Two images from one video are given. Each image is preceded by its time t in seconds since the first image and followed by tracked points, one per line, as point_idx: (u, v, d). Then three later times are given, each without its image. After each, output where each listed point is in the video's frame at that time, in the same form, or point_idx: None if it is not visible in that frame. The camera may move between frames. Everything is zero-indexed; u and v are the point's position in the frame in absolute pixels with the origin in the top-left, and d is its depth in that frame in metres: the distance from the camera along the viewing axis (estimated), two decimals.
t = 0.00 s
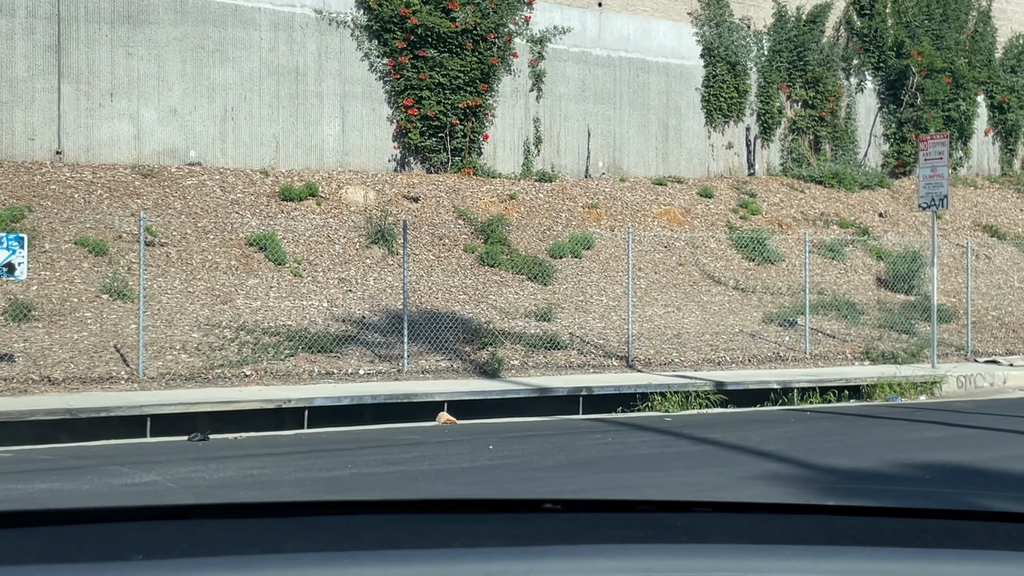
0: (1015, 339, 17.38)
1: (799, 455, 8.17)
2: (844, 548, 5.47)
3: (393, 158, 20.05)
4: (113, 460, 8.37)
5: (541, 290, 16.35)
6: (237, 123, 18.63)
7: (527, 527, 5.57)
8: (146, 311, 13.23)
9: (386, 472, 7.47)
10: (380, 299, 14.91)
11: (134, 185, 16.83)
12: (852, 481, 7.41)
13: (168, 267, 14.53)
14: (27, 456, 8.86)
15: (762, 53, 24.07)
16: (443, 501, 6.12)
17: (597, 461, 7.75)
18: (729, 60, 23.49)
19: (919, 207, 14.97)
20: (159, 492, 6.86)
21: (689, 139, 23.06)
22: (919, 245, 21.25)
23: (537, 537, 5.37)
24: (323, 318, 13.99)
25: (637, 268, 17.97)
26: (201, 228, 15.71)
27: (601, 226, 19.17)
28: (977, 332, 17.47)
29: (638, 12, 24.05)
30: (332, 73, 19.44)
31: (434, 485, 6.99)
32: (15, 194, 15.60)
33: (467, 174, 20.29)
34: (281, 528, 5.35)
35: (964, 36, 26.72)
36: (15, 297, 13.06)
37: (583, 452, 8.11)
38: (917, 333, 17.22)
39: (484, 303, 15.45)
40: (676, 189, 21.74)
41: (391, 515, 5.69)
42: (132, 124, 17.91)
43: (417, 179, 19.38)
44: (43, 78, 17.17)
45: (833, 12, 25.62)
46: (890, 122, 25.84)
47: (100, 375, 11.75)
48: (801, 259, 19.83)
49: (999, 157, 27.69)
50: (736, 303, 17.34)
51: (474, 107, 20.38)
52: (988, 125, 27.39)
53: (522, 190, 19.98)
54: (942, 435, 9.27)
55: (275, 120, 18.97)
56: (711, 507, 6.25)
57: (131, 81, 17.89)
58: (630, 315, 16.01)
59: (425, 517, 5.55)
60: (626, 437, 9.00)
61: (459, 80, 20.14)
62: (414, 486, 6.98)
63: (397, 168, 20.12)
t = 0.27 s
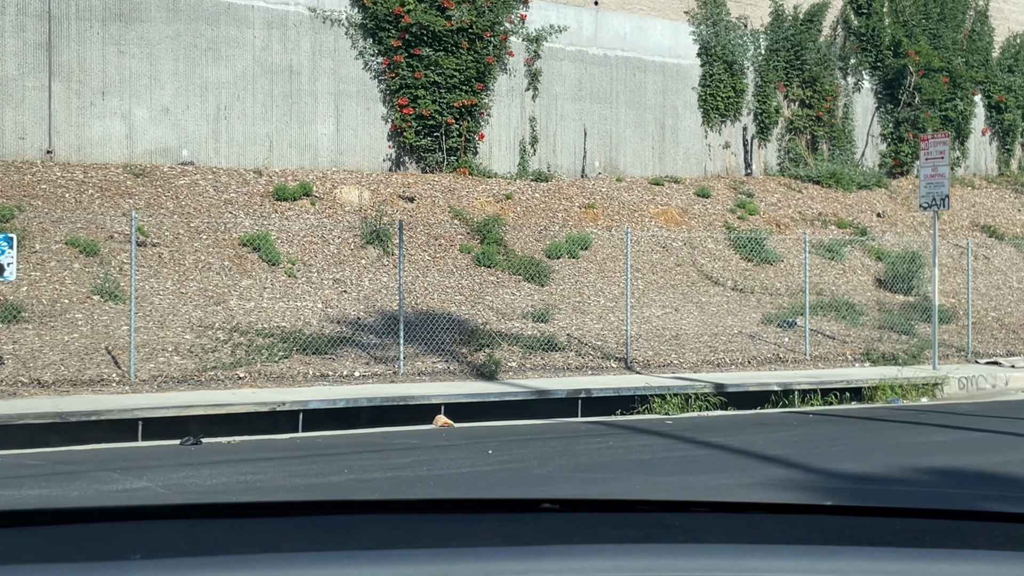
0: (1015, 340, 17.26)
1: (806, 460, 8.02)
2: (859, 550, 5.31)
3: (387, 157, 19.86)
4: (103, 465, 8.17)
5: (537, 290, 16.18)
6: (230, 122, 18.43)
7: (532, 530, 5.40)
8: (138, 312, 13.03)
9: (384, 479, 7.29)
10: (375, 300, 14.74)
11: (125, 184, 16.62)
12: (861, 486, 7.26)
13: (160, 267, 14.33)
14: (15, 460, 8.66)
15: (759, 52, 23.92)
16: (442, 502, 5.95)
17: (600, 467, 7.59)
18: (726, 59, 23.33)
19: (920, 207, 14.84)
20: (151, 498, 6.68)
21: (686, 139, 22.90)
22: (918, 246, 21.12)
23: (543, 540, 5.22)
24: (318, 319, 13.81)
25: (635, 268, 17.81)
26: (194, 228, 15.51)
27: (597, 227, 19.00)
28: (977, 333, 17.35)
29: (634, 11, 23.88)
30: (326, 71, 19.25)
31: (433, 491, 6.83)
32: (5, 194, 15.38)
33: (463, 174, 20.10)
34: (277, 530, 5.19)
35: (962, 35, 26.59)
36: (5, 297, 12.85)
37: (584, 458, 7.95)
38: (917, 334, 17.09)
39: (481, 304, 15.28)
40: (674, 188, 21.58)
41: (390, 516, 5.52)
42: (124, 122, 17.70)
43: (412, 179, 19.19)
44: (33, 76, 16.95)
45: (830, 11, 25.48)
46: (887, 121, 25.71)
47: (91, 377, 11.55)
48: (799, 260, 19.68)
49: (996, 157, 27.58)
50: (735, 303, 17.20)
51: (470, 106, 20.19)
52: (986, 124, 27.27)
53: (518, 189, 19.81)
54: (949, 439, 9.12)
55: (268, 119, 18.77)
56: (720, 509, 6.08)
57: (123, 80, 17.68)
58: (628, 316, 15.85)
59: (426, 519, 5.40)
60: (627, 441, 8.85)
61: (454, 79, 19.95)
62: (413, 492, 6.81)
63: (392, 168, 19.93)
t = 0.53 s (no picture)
0: (1015, 341, 17.15)
1: (811, 465, 7.90)
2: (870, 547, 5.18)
3: (383, 157, 19.71)
4: (94, 470, 8.02)
5: (534, 291, 16.05)
6: (224, 121, 18.27)
7: (534, 526, 5.26)
8: (131, 313, 12.88)
9: (382, 483, 7.16)
10: (371, 301, 14.59)
11: (119, 184, 16.46)
12: (869, 490, 7.14)
13: (153, 268, 14.18)
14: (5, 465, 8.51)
15: (756, 52, 23.82)
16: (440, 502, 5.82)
17: (601, 472, 7.45)
18: (723, 59, 23.22)
19: (921, 207, 14.73)
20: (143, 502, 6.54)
21: (683, 139, 22.79)
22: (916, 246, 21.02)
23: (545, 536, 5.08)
24: (313, 320, 13.66)
25: (633, 269, 17.68)
26: (188, 228, 15.36)
27: (595, 227, 18.88)
28: (977, 334, 17.24)
29: (631, 11, 23.77)
30: (321, 70, 19.10)
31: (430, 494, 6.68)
32: None
33: (460, 174, 19.96)
34: (273, 525, 5.04)
35: (959, 34, 26.51)
36: None
37: (585, 462, 7.81)
38: (917, 334, 16.97)
39: (478, 305, 15.14)
40: (671, 189, 21.45)
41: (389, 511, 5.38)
42: (118, 122, 17.54)
43: (407, 179, 19.04)
44: (25, 75, 16.78)
45: (827, 10, 25.39)
46: (884, 121, 25.62)
47: (84, 380, 11.39)
48: (798, 261, 19.56)
49: (994, 157, 27.50)
50: (733, 304, 17.08)
51: (466, 106, 20.04)
52: (984, 124, 27.20)
53: (515, 189, 19.67)
54: (953, 442, 9.01)
55: (263, 118, 18.62)
56: (726, 508, 5.95)
57: (116, 79, 17.53)
58: (627, 317, 15.72)
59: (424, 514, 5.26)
60: (628, 444, 8.72)
61: (450, 78, 19.80)
62: (412, 496, 6.67)
63: (387, 168, 19.78)
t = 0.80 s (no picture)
0: (1014, 341, 17.08)
1: (815, 468, 7.80)
2: (877, 543, 5.09)
3: (379, 157, 19.61)
4: (88, 473, 7.92)
5: (532, 291, 15.96)
6: (220, 120, 18.16)
7: (535, 515, 5.17)
8: (126, 315, 12.78)
9: (380, 487, 7.05)
10: (367, 302, 14.49)
11: (114, 184, 16.35)
12: (874, 492, 7.04)
13: (148, 268, 14.07)
14: None
15: (753, 52, 23.75)
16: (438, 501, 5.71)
17: (601, 475, 7.35)
18: (720, 58, 23.14)
19: (920, 207, 14.66)
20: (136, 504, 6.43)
21: (680, 139, 22.71)
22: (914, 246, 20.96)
23: (547, 519, 4.99)
24: (310, 320, 13.57)
25: (631, 270, 17.60)
26: (183, 229, 15.25)
27: (592, 227, 18.79)
28: (976, 334, 17.17)
29: (628, 11, 23.69)
30: (317, 69, 18.99)
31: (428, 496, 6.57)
32: None
33: (456, 174, 19.87)
34: (271, 511, 4.95)
35: (956, 34, 26.47)
36: None
37: (586, 465, 7.71)
38: (916, 335, 16.89)
39: (475, 305, 15.05)
40: (668, 189, 21.38)
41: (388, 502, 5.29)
42: (112, 122, 17.42)
43: (404, 179, 18.94)
44: (19, 75, 16.66)
45: (825, 10, 25.33)
46: (882, 121, 25.57)
47: (77, 381, 11.28)
48: (797, 261, 19.47)
49: (991, 157, 27.46)
50: (731, 304, 17.00)
51: (463, 105, 19.95)
52: (981, 124, 27.16)
53: (512, 189, 19.59)
54: (956, 445, 8.92)
55: (258, 118, 18.51)
56: (730, 504, 5.85)
57: (110, 78, 17.40)
58: (625, 317, 15.63)
59: (424, 505, 5.16)
60: (629, 446, 8.62)
61: (446, 77, 19.70)
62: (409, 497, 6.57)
63: (384, 168, 19.67)
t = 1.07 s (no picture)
0: (1014, 342, 17.04)
1: (816, 471, 7.75)
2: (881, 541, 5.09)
3: (376, 157, 19.52)
4: (83, 475, 7.83)
5: (530, 291, 15.89)
6: (215, 120, 18.06)
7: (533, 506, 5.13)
8: (121, 315, 12.69)
9: (378, 489, 6.98)
10: (365, 302, 14.42)
11: (109, 184, 16.25)
12: (879, 494, 6.97)
13: (144, 269, 13.99)
14: None
15: (751, 51, 23.67)
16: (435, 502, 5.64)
17: (601, 477, 7.28)
18: (718, 58, 23.06)
19: (920, 207, 14.61)
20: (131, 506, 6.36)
21: (678, 139, 22.65)
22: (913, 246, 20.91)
23: (545, 506, 4.97)
24: (306, 320, 13.49)
25: (629, 270, 17.53)
26: (179, 229, 15.17)
27: (590, 227, 18.72)
28: (975, 335, 17.12)
29: (626, 10, 23.62)
30: (313, 68, 18.90)
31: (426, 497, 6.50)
32: None
33: (453, 174, 19.79)
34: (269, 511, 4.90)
35: (954, 33, 26.41)
36: None
37: (586, 467, 7.65)
38: (915, 335, 16.85)
39: (473, 305, 14.98)
40: (666, 189, 21.31)
41: (387, 501, 5.26)
42: (107, 121, 17.31)
43: (401, 179, 18.85)
44: (13, 74, 16.55)
45: (822, 10, 25.26)
46: (880, 121, 25.50)
47: (73, 383, 11.19)
48: (795, 261, 19.41)
49: (989, 157, 27.43)
50: (730, 305, 16.95)
51: (460, 105, 19.87)
52: (979, 124, 27.13)
53: (509, 189, 19.51)
54: (958, 447, 8.86)
55: (254, 117, 18.41)
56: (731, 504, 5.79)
57: (105, 77, 17.30)
58: (623, 318, 15.56)
59: (422, 503, 5.13)
60: (629, 448, 8.55)
61: (443, 76, 19.61)
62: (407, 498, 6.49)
63: (381, 168, 19.58)
